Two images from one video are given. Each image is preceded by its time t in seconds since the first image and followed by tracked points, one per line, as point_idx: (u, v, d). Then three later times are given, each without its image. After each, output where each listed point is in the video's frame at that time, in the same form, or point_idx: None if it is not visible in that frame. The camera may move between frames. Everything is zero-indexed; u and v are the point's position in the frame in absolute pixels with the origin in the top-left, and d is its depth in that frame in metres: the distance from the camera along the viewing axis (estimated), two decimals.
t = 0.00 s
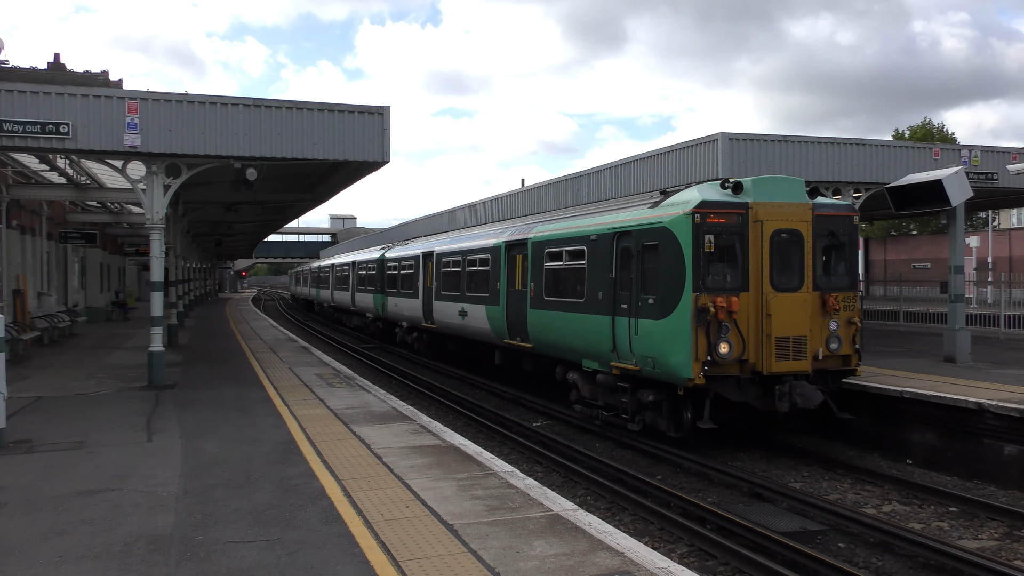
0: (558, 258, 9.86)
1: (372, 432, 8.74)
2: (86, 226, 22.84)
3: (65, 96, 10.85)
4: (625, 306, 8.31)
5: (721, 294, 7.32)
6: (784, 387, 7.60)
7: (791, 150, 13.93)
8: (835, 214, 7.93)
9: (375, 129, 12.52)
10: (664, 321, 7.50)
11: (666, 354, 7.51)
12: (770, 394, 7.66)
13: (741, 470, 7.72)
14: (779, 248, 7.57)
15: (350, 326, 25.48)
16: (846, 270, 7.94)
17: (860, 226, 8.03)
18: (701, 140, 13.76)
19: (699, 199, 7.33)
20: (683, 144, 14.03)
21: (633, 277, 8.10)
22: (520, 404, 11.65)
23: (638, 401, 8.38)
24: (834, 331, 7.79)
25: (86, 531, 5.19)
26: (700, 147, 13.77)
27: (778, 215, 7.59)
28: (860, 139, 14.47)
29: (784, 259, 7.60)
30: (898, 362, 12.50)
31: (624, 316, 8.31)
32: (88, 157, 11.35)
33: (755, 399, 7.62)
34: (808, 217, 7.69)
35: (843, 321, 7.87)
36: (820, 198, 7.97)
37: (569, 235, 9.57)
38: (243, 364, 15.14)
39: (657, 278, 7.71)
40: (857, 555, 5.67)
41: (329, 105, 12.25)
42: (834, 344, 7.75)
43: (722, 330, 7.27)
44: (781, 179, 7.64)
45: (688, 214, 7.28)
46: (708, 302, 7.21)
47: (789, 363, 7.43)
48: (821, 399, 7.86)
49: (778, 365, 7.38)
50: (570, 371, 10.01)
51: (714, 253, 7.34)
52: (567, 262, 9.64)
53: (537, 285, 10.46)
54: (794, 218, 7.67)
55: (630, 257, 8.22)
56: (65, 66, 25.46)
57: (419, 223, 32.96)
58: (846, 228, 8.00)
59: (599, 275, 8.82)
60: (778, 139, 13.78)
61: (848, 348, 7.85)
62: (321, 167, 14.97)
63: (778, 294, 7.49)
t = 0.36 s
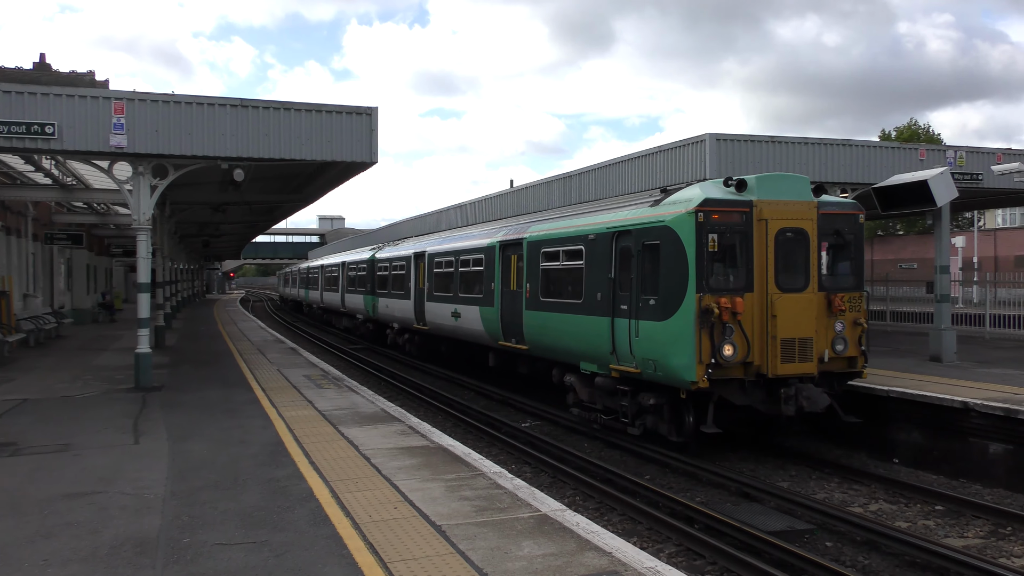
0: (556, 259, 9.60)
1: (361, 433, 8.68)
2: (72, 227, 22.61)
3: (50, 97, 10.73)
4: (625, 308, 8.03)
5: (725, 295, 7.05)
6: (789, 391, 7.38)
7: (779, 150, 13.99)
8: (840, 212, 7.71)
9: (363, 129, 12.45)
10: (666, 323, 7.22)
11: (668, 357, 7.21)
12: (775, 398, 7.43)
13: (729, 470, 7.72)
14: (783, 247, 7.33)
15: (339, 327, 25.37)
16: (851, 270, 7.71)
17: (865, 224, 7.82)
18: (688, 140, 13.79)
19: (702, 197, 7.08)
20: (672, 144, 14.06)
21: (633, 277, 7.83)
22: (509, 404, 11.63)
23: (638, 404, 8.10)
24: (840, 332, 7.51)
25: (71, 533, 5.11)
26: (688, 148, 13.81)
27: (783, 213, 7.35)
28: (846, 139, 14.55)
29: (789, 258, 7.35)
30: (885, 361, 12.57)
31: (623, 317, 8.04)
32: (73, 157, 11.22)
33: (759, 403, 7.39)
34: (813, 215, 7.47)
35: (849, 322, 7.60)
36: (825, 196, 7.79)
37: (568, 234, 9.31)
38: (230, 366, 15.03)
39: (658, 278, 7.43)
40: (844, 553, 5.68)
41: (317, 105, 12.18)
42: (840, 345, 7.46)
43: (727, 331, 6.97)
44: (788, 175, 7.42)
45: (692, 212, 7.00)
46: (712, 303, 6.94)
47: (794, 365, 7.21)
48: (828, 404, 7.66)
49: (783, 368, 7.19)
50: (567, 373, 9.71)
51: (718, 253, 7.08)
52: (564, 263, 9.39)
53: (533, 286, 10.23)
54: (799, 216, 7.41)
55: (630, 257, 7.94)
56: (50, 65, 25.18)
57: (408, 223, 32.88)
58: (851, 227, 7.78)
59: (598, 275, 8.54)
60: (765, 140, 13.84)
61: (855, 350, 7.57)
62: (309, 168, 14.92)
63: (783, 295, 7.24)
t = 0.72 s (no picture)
0: (548, 259, 9.21)
1: (345, 436, 8.60)
2: (51, 229, 22.28)
3: (29, 97, 10.56)
4: (621, 310, 7.66)
5: (727, 296, 6.68)
6: (792, 395, 6.94)
7: (760, 152, 14.08)
8: (844, 211, 7.36)
9: (345, 131, 12.35)
10: (666, 325, 6.85)
11: (667, 360, 6.84)
12: (777, 402, 7.05)
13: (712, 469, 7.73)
14: (786, 246, 6.96)
15: (324, 329, 25.21)
16: (855, 270, 7.34)
17: (870, 223, 7.46)
18: (671, 142, 13.84)
19: (702, 195, 6.71)
20: (655, 146, 14.10)
21: (630, 277, 7.46)
22: (492, 406, 11.61)
23: (636, 410, 7.72)
24: (844, 335, 7.14)
25: (50, 538, 5.00)
26: (671, 149, 13.86)
27: (786, 211, 6.97)
28: (827, 141, 14.67)
29: (792, 258, 6.98)
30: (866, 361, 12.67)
31: (620, 320, 7.67)
32: (53, 159, 11.05)
33: (761, 407, 7.01)
34: (817, 214, 7.10)
35: (853, 324, 7.23)
36: (827, 195, 7.43)
37: (560, 234, 8.95)
38: (213, 368, 14.88)
39: (656, 278, 7.06)
40: (825, 552, 5.69)
41: (299, 107, 12.07)
42: (843, 348, 7.09)
43: (728, 334, 6.59)
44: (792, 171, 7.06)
45: (692, 211, 6.64)
46: (713, 304, 6.54)
47: (797, 369, 6.84)
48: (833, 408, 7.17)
49: (786, 371, 6.81)
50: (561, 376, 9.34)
51: (719, 254, 6.70)
52: (557, 263, 8.99)
53: (525, 287, 9.84)
54: (802, 215, 7.05)
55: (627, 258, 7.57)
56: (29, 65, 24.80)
57: (392, 225, 32.77)
58: (854, 226, 7.42)
59: (593, 276, 8.17)
60: (748, 141, 13.91)
61: (859, 352, 7.21)
62: (291, 170, 14.82)
63: (787, 296, 6.88)
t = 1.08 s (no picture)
0: (544, 259, 8.90)
1: (327, 437, 8.52)
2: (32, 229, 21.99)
3: (7, 97, 10.39)
4: (620, 311, 7.41)
5: (730, 297, 6.44)
6: (798, 398, 6.64)
7: (743, 153, 14.15)
8: (849, 209, 7.10)
9: (328, 131, 12.20)
10: (668, 327, 6.60)
11: (668, 363, 6.61)
12: (783, 406, 6.76)
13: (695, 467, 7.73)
14: (792, 245, 6.72)
15: (309, 331, 25.05)
16: (860, 269, 7.11)
17: (874, 221, 7.23)
18: (654, 143, 13.88)
19: (706, 192, 6.48)
20: (638, 146, 14.13)
21: (630, 277, 7.20)
22: (476, 407, 11.59)
23: (635, 413, 7.47)
24: (849, 336, 6.91)
25: (28, 542, 4.90)
26: (654, 150, 13.90)
27: (792, 209, 6.72)
28: (810, 142, 14.76)
29: (798, 257, 6.73)
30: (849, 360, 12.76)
31: (619, 321, 7.42)
32: (31, 159, 10.88)
33: (766, 411, 6.70)
34: (823, 212, 6.84)
35: (859, 325, 7.01)
36: (831, 192, 7.18)
37: (554, 233, 8.66)
38: (195, 370, 14.72)
39: (657, 278, 6.81)
40: (807, 550, 5.68)
41: (282, 107, 11.93)
42: (849, 349, 6.87)
43: (732, 336, 6.37)
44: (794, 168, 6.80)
45: (695, 209, 6.41)
46: (717, 305, 6.31)
47: (803, 371, 6.56)
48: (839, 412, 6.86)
49: (792, 374, 6.51)
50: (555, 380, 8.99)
51: (724, 253, 6.47)
52: (553, 263, 8.69)
53: (518, 288, 9.53)
54: (808, 213, 6.80)
55: (626, 258, 7.32)
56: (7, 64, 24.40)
57: (376, 225, 32.61)
58: (859, 225, 7.20)
59: (590, 276, 7.91)
60: (731, 142, 13.97)
61: (864, 354, 6.99)
62: (274, 170, 14.67)
63: (793, 296, 6.63)
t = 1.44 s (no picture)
0: (534, 259, 8.46)
1: (304, 439, 8.41)
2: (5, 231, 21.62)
3: None
4: (614, 312, 7.02)
5: (732, 298, 6.09)
6: (803, 402, 6.24)
7: (720, 153, 14.23)
8: (852, 206, 6.71)
9: (305, 131, 12.03)
10: (667, 329, 6.23)
11: (667, 367, 6.25)
12: (786, 411, 6.37)
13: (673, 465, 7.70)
14: (795, 244, 6.35)
15: (288, 333, 24.85)
16: (864, 268, 6.73)
17: (879, 219, 6.85)
18: (632, 144, 13.91)
19: (707, 188, 6.11)
20: (616, 147, 14.15)
21: (625, 278, 6.82)
22: (456, 408, 11.54)
23: (630, 419, 7.07)
24: (853, 338, 6.55)
25: None
26: (632, 151, 13.93)
27: (795, 206, 6.35)
28: (786, 143, 14.88)
29: (801, 255, 6.36)
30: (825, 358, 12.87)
31: (613, 323, 7.03)
32: (2, 159, 10.65)
33: (769, 416, 6.35)
34: (826, 210, 6.46)
35: (862, 326, 6.64)
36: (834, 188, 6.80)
37: (545, 232, 8.24)
38: (171, 372, 14.51)
39: (655, 278, 6.44)
40: (782, 548, 5.61)
41: (258, 107, 11.77)
42: (853, 351, 6.50)
43: (734, 338, 6.03)
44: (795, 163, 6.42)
45: (695, 206, 6.03)
46: (718, 306, 5.96)
47: (807, 375, 6.20)
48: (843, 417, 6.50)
49: (796, 377, 6.15)
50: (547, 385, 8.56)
51: (725, 252, 6.10)
52: (543, 265, 8.26)
53: (507, 289, 9.08)
54: (811, 210, 6.43)
55: (621, 257, 6.93)
56: None
57: (355, 225, 32.46)
58: (863, 223, 6.81)
59: (582, 276, 7.51)
60: (708, 143, 14.04)
61: (869, 356, 6.63)
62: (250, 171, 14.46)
63: (796, 297, 6.26)
